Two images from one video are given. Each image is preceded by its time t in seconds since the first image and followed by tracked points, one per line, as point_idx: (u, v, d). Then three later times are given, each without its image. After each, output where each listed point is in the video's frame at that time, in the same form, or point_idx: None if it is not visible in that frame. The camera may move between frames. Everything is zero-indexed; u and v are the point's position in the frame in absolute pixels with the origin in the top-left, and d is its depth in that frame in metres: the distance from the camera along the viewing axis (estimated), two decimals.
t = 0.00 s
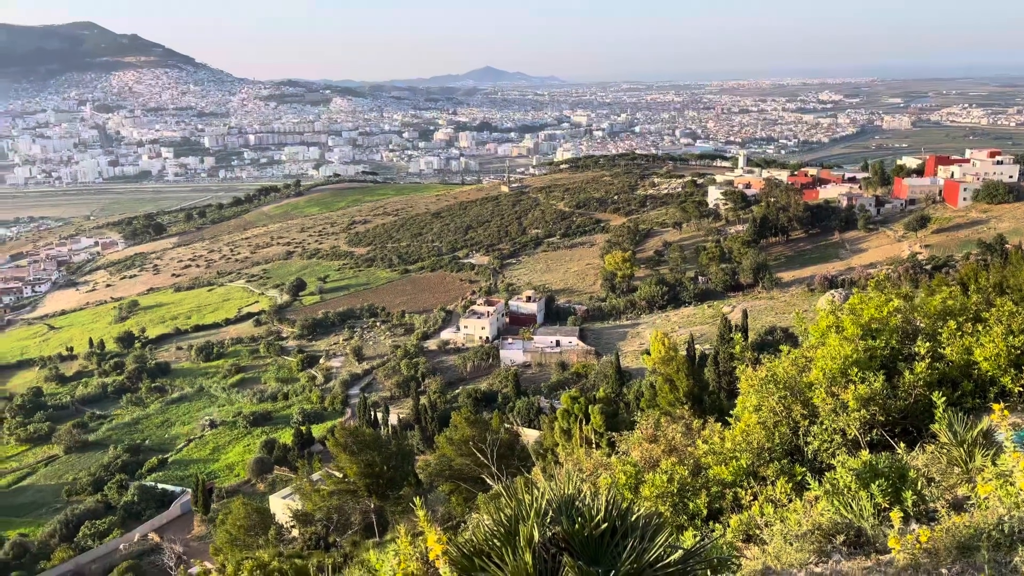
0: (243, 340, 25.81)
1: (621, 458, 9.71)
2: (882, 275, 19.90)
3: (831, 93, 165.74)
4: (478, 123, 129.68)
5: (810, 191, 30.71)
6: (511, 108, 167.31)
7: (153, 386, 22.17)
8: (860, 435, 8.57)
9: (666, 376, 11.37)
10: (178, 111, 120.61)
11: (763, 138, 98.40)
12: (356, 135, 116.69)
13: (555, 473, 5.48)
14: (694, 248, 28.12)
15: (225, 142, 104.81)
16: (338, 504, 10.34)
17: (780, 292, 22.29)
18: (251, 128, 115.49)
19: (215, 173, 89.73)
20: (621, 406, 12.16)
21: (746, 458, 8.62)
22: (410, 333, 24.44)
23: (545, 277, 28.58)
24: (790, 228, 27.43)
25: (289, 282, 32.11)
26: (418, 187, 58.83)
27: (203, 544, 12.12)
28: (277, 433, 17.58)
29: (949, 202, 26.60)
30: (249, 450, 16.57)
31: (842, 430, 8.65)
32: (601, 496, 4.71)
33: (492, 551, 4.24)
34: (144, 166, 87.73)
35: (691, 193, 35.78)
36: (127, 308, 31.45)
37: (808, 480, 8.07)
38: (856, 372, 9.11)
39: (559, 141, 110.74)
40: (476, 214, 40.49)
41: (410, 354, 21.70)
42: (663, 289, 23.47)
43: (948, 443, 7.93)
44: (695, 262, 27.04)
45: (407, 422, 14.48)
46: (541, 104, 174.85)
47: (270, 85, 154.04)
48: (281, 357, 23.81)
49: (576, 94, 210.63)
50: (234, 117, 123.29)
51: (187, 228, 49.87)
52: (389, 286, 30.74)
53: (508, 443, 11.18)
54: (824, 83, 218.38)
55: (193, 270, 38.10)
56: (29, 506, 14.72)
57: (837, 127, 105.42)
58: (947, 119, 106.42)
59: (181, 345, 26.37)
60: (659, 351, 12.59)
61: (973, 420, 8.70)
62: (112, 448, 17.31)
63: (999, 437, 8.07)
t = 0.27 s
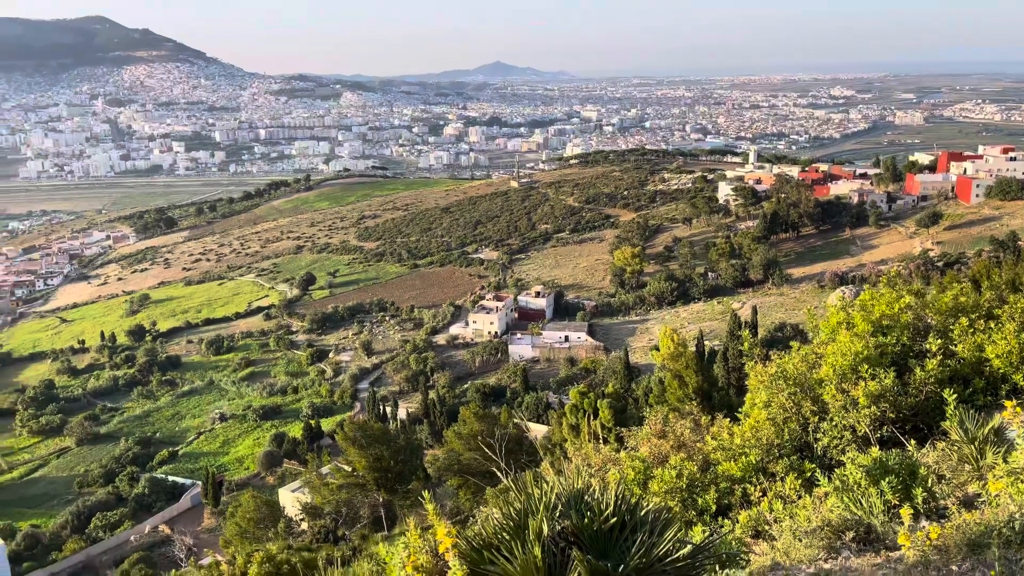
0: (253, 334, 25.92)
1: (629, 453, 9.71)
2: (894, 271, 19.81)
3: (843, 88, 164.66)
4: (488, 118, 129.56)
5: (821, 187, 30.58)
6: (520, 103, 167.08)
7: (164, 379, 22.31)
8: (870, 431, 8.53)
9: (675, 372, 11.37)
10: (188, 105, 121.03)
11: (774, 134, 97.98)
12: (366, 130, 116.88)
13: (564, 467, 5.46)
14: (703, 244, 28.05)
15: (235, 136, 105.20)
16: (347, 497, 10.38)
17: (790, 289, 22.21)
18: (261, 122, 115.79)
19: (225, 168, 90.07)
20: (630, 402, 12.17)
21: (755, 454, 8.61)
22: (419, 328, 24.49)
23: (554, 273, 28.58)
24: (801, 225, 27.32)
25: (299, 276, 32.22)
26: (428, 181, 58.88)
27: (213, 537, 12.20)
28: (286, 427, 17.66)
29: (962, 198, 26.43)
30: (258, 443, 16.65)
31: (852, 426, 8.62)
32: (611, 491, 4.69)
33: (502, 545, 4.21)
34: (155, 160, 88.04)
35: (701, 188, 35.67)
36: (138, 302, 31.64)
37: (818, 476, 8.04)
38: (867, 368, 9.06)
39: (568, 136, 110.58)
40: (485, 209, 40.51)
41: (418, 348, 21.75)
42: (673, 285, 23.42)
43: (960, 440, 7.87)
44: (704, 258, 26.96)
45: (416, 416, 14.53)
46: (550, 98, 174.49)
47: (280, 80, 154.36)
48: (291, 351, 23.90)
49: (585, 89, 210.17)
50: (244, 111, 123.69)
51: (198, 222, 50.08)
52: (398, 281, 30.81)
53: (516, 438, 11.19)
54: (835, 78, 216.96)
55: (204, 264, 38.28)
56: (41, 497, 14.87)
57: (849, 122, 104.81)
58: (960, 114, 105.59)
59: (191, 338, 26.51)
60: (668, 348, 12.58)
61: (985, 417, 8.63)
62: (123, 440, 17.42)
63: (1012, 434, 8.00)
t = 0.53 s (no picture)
0: (264, 328, 26.04)
1: (640, 449, 9.71)
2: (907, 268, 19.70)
3: (856, 84, 163.51)
4: (499, 113, 129.44)
5: (834, 183, 30.44)
6: (531, 98, 166.81)
7: (176, 373, 22.45)
8: (882, 429, 8.48)
9: (686, 368, 11.35)
10: (201, 99, 121.57)
11: (786, 130, 97.49)
12: (378, 125, 117.07)
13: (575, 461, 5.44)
14: (715, 241, 27.98)
15: (247, 131, 105.63)
16: (357, 491, 10.43)
17: (802, 286, 22.12)
18: (273, 117, 116.16)
19: (237, 162, 90.53)
20: (640, 398, 12.15)
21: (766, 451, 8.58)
22: (430, 323, 24.54)
23: (565, 268, 28.57)
24: (813, 221, 27.19)
25: (310, 271, 32.33)
26: (438, 177, 58.93)
27: (225, 529, 12.30)
28: (297, 421, 17.75)
29: (976, 195, 26.22)
30: (269, 436, 16.74)
31: (864, 423, 8.57)
32: (621, 486, 4.66)
33: (513, 539, 4.22)
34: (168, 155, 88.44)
35: (713, 184, 35.55)
36: (150, 296, 31.85)
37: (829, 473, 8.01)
38: (879, 365, 9.01)
39: (580, 131, 110.36)
40: (496, 204, 40.52)
41: (429, 343, 21.80)
42: (683, 282, 23.36)
43: (973, 438, 7.80)
44: (716, 254, 26.89)
45: (426, 411, 14.58)
46: (561, 94, 174.14)
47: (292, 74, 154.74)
48: (302, 345, 23.99)
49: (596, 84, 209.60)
50: (256, 107, 124.14)
51: (210, 216, 50.31)
52: (409, 276, 30.87)
53: (526, 433, 11.21)
54: (848, 74, 215.40)
55: (215, 259, 38.47)
56: (55, 489, 15.03)
57: (862, 118, 104.13)
58: (974, 111, 104.68)
59: (203, 332, 26.66)
60: (678, 344, 12.56)
61: (999, 416, 8.57)
62: (136, 433, 17.56)
63: None
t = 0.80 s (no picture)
0: (276, 323, 26.17)
1: (650, 445, 9.69)
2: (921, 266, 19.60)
3: (870, 80, 162.08)
4: (511, 109, 129.31)
5: (847, 180, 30.27)
6: (543, 94, 166.49)
7: (189, 367, 22.60)
8: (895, 427, 8.42)
9: (697, 365, 11.34)
10: (214, 94, 122.19)
11: (800, 127, 96.97)
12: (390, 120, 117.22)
13: (586, 456, 5.40)
14: (727, 237, 27.89)
15: (260, 126, 106.13)
16: (367, 485, 10.48)
17: (815, 283, 22.03)
18: (286, 113, 116.57)
19: (250, 157, 90.99)
20: (650, 395, 12.15)
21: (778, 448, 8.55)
22: (441, 318, 24.60)
23: (576, 264, 28.56)
24: (826, 218, 27.03)
25: (322, 265, 32.45)
26: (450, 172, 58.93)
27: (236, 522, 12.36)
28: (308, 414, 17.84)
29: (992, 192, 25.97)
30: (281, 430, 16.84)
31: (877, 421, 8.52)
32: (633, 481, 4.64)
33: (524, 534, 4.20)
34: (181, 149, 88.92)
35: (725, 181, 35.42)
36: (164, 290, 32.06)
37: (841, 471, 7.96)
38: (893, 363, 8.93)
39: (592, 127, 110.16)
40: (507, 200, 40.53)
41: (440, 339, 21.86)
42: (695, 278, 23.31)
43: (986, 437, 7.72)
44: (728, 251, 26.80)
45: (437, 406, 14.65)
46: (573, 89, 173.74)
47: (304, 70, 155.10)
48: (313, 340, 24.09)
49: (607, 80, 209.01)
50: (269, 102, 124.61)
51: (223, 211, 50.57)
52: (420, 271, 30.94)
53: (536, 429, 11.22)
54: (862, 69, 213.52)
55: (228, 253, 38.67)
56: (69, 481, 15.17)
57: (876, 115, 103.43)
58: (990, 107, 103.66)
59: (216, 326, 26.82)
60: (690, 341, 12.54)
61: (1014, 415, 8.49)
62: (149, 426, 17.69)
63: None
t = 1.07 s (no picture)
0: (288, 318, 26.28)
1: (661, 443, 9.68)
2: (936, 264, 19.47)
3: (886, 76, 160.73)
4: (523, 104, 129.17)
5: (862, 176, 30.09)
6: (555, 90, 166.23)
7: (202, 361, 22.74)
8: (909, 426, 8.35)
9: (708, 362, 11.32)
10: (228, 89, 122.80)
11: (814, 123, 96.35)
12: (402, 116, 117.35)
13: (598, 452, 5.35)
14: (740, 234, 27.78)
15: (273, 122, 106.54)
16: (378, 480, 10.54)
17: (828, 281, 21.94)
18: (298, 108, 116.94)
19: (263, 152, 91.31)
20: (662, 391, 12.16)
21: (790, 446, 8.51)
22: (452, 314, 24.65)
23: (588, 261, 28.53)
24: (840, 215, 26.88)
25: (334, 261, 32.56)
26: (462, 168, 58.93)
27: (248, 516, 12.44)
28: (320, 409, 17.94)
29: (1008, 189, 25.66)
30: (292, 425, 16.92)
31: (890, 420, 8.46)
32: (644, 478, 4.61)
33: (536, 529, 4.18)
34: (195, 144, 89.39)
35: (738, 177, 35.28)
36: (177, 285, 32.27)
37: (853, 469, 7.92)
38: (908, 361, 8.87)
39: (604, 122, 109.96)
40: (519, 196, 40.51)
41: (451, 334, 21.91)
42: (707, 275, 23.24)
43: (1002, 437, 7.62)
44: (740, 248, 26.71)
45: (448, 402, 14.72)
46: (585, 85, 173.30)
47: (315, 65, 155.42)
48: (325, 335, 24.18)
49: (618, 75, 208.41)
50: (282, 97, 125.08)
51: (236, 206, 50.82)
52: (432, 267, 30.99)
53: (547, 426, 11.24)
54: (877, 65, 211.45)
55: (241, 248, 38.87)
56: (83, 473, 15.32)
57: (892, 111, 102.55)
58: (1007, 104, 102.52)
59: (229, 321, 26.96)
60: (702, 338, 12.53)
61: None
62: (163, 419, 17.83)
63: None
